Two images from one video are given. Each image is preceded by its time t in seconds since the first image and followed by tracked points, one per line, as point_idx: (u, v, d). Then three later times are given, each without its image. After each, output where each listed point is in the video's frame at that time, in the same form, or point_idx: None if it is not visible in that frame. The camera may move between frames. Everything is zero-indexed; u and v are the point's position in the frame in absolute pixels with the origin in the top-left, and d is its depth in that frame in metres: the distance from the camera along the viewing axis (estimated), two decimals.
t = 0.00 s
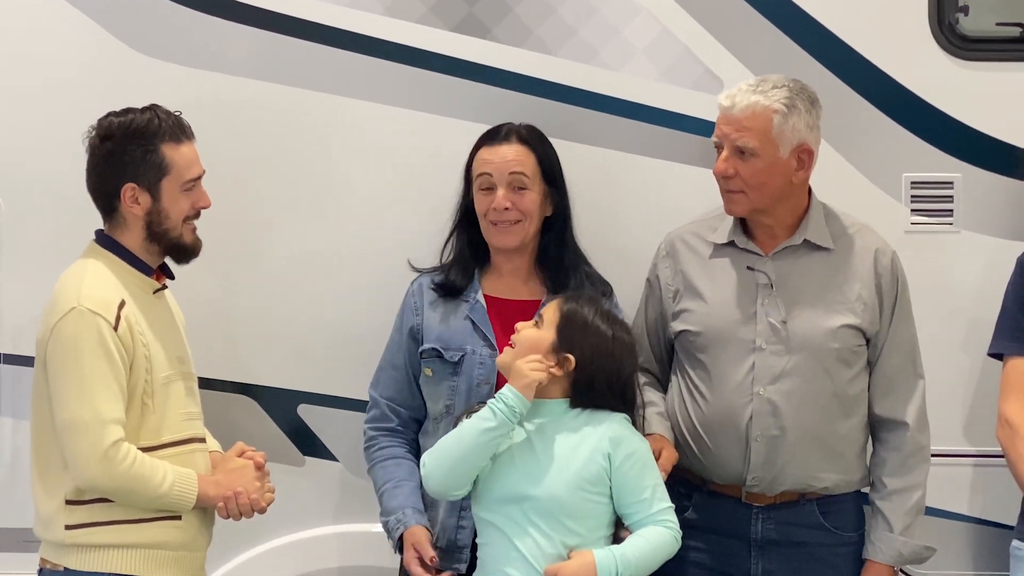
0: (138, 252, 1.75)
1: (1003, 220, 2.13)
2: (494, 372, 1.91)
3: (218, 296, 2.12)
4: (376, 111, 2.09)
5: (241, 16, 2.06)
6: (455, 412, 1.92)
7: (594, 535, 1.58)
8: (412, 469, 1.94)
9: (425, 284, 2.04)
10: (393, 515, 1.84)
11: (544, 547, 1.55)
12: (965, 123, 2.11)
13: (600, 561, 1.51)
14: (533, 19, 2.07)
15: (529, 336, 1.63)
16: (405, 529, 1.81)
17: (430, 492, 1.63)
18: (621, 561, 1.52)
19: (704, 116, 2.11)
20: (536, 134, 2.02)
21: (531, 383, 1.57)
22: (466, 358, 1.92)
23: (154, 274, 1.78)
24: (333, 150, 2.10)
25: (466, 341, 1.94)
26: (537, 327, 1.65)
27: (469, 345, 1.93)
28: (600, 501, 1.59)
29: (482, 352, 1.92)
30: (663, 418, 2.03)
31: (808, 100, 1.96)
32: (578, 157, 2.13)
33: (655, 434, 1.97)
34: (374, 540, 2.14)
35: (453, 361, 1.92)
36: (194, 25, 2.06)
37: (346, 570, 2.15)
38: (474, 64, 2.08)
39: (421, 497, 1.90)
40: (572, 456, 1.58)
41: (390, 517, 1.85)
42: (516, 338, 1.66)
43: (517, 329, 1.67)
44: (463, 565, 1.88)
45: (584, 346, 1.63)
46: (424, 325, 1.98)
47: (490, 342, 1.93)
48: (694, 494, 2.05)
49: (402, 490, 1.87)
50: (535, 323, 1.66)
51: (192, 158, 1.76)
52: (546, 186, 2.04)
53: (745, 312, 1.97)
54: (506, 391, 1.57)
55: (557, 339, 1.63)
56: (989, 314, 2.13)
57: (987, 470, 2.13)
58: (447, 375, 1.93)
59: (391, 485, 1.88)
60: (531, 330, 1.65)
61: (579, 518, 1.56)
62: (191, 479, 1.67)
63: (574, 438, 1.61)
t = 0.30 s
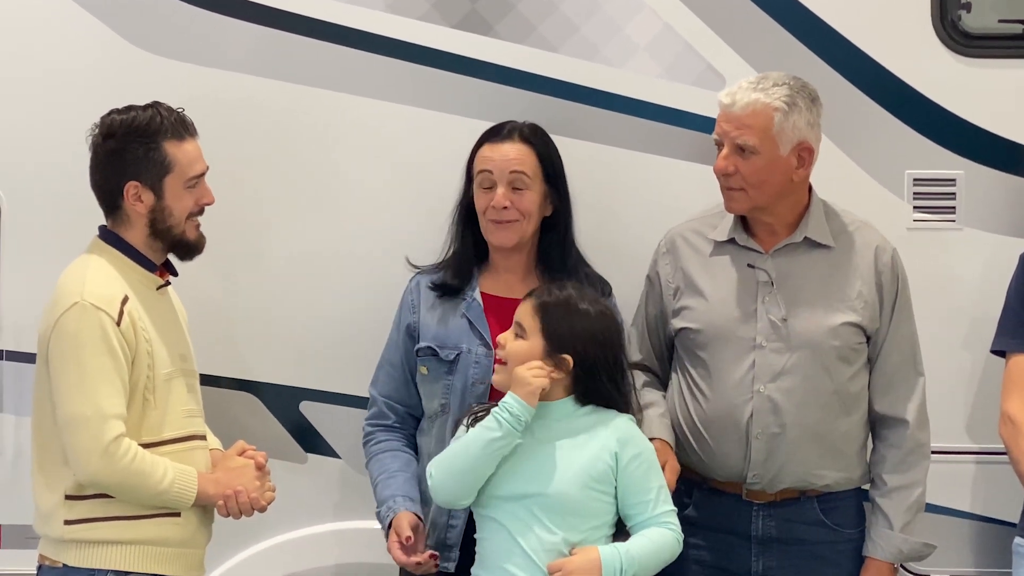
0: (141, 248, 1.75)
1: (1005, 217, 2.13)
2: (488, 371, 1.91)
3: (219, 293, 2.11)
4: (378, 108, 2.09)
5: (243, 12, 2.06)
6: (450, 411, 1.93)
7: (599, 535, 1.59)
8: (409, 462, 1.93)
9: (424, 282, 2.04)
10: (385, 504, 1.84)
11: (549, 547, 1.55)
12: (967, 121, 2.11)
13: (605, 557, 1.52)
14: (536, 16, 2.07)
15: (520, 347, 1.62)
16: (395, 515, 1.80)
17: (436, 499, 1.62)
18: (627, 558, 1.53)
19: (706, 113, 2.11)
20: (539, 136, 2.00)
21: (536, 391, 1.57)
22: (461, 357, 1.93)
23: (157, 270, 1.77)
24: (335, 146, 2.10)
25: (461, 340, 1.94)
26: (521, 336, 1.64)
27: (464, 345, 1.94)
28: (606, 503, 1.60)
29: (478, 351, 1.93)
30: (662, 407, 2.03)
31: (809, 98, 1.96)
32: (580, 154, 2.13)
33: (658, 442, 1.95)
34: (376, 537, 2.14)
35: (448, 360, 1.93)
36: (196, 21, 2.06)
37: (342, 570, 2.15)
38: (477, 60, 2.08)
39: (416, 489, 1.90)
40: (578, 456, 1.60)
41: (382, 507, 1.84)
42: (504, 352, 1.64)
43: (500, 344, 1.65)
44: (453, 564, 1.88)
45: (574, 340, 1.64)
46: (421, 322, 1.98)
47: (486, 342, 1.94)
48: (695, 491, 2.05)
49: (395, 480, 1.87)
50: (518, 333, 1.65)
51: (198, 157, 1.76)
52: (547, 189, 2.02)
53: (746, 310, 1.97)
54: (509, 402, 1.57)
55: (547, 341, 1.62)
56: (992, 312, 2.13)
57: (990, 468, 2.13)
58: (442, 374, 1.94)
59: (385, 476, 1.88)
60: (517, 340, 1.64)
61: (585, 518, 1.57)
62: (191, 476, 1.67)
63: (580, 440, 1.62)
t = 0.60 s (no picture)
0: (144, 246, 1.75)
1: (1010, 215, 2.12)
2: (485, 361, 1.92)
3: (223, 290, 2.11)
4: (382, 105, 2.08)
5: (246, 8, 2.05)
6: (446, 401, 1.93)
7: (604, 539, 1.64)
8: (401, 459, 1.93)
9: (418, 276, 2.04)
10: (380, 504, 1.83)
11: (557, 552, 1.60)
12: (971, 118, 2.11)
13: (613, 565, 1.58)
14: (539, 12, 2.06)
15: (514, 353, 1.65)
16: (393, 516, 1.81)
17: (445, 506, 1.65)
18: (633, 566, 1.59)
19: (710, 110, 2.10)
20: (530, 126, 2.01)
21: (536, 395, 1.60)
22: (457, 347, 1.93)
23: (159, 268, 1.77)
24: (338, 143, 2.09)
25: (457, 330, 1.95)
26: (515, 342, 1.66)
27: (459, 335, 1.94)
28: (612, 507, 1.65)
29: (473, 341, 1.93)
30: (663, 418, 2.03)
31: (813, 95, 1.95)
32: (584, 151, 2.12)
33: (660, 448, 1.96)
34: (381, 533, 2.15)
35: (444, 350, 1.94)
36: (199, 18, 2.05)
37: (339, 567, 2.15)
38: (480, 58, 2.07)
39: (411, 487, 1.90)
40: (587, 462, 1.63)
41: (378, 506, 1.84)
42: (501, 361, 1.67)
43: (496, 353, 1.68)
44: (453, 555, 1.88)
45: (566, 336, 1.65)
46: (416, 316, 1.98)
47: (481, 332, 1.94)
48: (697, 488, 2.06)
49: (390, 479, 1.87)
50: (511, 339, 1.67)
51: (202, 155, 1.76)
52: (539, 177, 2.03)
53: (748, 307, 1.97)
54: (509, 408, 1.60)
55: (540, 343, 1.65)
56: (996, 309, 2.13)
57: (994, 465, 2.13)
58: (437, 363, 1.94)
59: (380, 475, 1.88)
60: (511, 347, 1.66)
61: (592, 524, 1.62)
62: (195, 473, 1.67)
63: (589, 445, 1.65)
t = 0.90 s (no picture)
0: (151, 243, 1.76)
1: (1014, 212, 2.13)
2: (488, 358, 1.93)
3: (228, 286, 2.12)
4: (386, 102, 2.09)
5: (251, 6, 2.05)
6: (450, 398, 1.94)
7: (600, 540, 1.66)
8: (405, 449, 1.95)
9: (420, 273, 2.04)
10: (383, 489, 1.84)
11: (554, 550, 1.61)
12: (974, 114, 2.11)
13: (609, 566, 1.59)
14: (543, 10, 2.07)
15: (508, 357, 1.67)
16: (396, 497, 1.81)
17: (443, 503, 1.66)
18: (628, 569, 1.60)
19: (714, 107, 2.11)
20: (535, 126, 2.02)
21: (533, 394, 1.61)
22: (460, 344, 1.94)
23: (165, 265, 1.78)
24: (342, 140, 2.09)
25: (460, 327, 1.95)
26: (508, 345, 1.68)
27: (462, 331, 1.95)
28: (609, 507, 1.66)
29: (476, 338, 1.95)
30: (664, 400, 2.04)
31: (813, 93, 1.96)
32: (588, 147, 2.13)
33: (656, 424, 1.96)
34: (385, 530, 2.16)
35: (448, 347, 1.94)
36: (204, 15, 2.06)
37: (343, 563, 2.16)
38: (485, 54, 2.07)
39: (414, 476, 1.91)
40: (586, 460, 1.64)
41: (380, 491, 1.85)
42: (496, 366, 1.68)
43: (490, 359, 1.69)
44: (456, 551, 1.87)
45: (556, 336, 1.67)
46: (418, 313, 1.99)
47: (484, 329, 1.95)
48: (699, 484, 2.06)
49: (393, 465, 1.88)
50: (504, 343, 1.69)
51: (209, 153, 1.77)
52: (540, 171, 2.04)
53: (748, 305, 1.98)
54: (508, 410, 1.61)
55: (531, 345, 1.67)
56: (1000, 305, 2.13)
57: (997, 461, 2.13)
58: (441, 360, 1.95)
59: (383, 462, 1.89)
60: (505, 352, 1.68)
61: (589, 523, 1.63)
62: (199, 471, 1.68)
63: (589, 443, 1.66)
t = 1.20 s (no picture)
0: (157, 240, 1.76)
1: (1018, 207, 2.12)
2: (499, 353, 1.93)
3: (231, 282, 2.12)
4: (390, 97, 2.08)
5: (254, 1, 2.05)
6: (459, 393, 1.94)
7: (599, 533, 1.66)
8: (412, 439, 1.95)
9: (427, 268, 2.05)
10: (391, 472, 1.83)
11: (554, 545, 1.61)
12: (979, 110, 2.10)
13: (609, 560, 1.60)
14: (547, 5, 2.06)
15: (501, 352, 1.66)
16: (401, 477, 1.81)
17: (442, 499, 1.65)
18: (627, 562, 1.62)
19: (717, 102, 2.10)
20: (537, 122, 2.00)
21: (526, 388, 1.60)
22: (469, 339, 1.94)
23: (170, 260, 1.78)
24: (346, 135, 2.09)
25: (469, 322, 1.96)
26: (501, 340, 1.68)
27: (471, 326, 1.95)
28: (608, 500, 1.67)
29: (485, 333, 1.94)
30: (664, 395, 2.04)
31: (818, 88, 1.96)
32: (591, 143, 2.12)
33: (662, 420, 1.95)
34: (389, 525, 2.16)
35: (457, 342, 1.94)
36: (208, 10, 2.05)
37: (347, 558, 2.16)
38: (488, 49, 2.07)
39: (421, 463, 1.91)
40: (585, 454, 1.65)
41: (387, 475, 1.84)
42: (490, 360, 1.68)
43: (484, 353, 1.69)
44: (454, 543, 1.87)
45: (549, 329, 1.67)
46: (427, 307, 1.99)
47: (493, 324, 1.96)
48: (702, 480, 2.06)
49: (401, 451, 1.88)
50: (497, 337, 1.68)
51: (216, 151, 1.77)
52: (540, 167, 2.01)
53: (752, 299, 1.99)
54: (503, 404, 1.60)
55: (524, 339, 1.66)
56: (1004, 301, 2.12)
57: (1000, 457, 2.13)
58: (449, 355, 1.95)
59: (390, 448, 1.89)
60: (498, 345, 1.68)
61: (589, 517, 1.64)
62: (203, 466, 1.68)
63: (586, 436, 1.67)
